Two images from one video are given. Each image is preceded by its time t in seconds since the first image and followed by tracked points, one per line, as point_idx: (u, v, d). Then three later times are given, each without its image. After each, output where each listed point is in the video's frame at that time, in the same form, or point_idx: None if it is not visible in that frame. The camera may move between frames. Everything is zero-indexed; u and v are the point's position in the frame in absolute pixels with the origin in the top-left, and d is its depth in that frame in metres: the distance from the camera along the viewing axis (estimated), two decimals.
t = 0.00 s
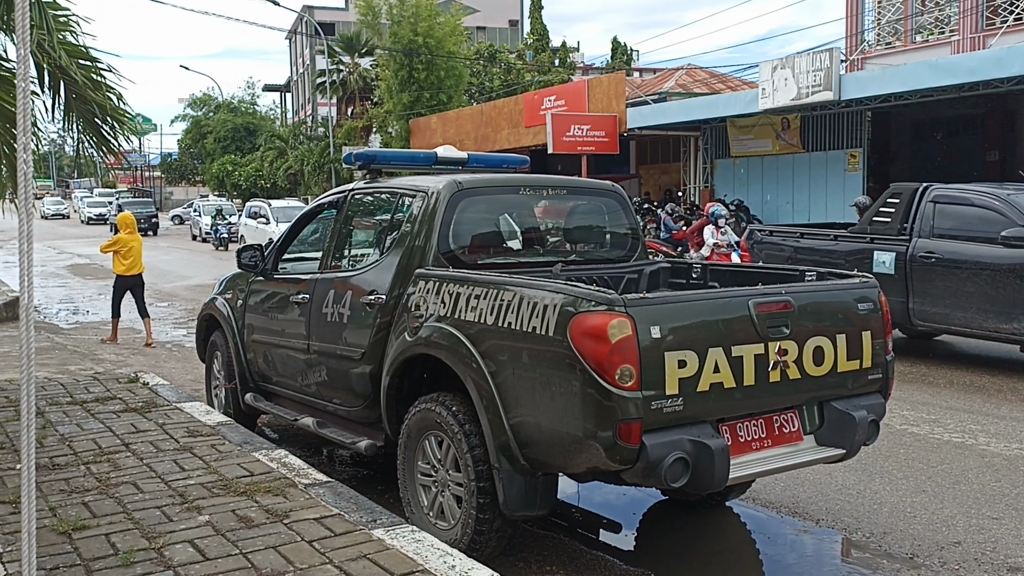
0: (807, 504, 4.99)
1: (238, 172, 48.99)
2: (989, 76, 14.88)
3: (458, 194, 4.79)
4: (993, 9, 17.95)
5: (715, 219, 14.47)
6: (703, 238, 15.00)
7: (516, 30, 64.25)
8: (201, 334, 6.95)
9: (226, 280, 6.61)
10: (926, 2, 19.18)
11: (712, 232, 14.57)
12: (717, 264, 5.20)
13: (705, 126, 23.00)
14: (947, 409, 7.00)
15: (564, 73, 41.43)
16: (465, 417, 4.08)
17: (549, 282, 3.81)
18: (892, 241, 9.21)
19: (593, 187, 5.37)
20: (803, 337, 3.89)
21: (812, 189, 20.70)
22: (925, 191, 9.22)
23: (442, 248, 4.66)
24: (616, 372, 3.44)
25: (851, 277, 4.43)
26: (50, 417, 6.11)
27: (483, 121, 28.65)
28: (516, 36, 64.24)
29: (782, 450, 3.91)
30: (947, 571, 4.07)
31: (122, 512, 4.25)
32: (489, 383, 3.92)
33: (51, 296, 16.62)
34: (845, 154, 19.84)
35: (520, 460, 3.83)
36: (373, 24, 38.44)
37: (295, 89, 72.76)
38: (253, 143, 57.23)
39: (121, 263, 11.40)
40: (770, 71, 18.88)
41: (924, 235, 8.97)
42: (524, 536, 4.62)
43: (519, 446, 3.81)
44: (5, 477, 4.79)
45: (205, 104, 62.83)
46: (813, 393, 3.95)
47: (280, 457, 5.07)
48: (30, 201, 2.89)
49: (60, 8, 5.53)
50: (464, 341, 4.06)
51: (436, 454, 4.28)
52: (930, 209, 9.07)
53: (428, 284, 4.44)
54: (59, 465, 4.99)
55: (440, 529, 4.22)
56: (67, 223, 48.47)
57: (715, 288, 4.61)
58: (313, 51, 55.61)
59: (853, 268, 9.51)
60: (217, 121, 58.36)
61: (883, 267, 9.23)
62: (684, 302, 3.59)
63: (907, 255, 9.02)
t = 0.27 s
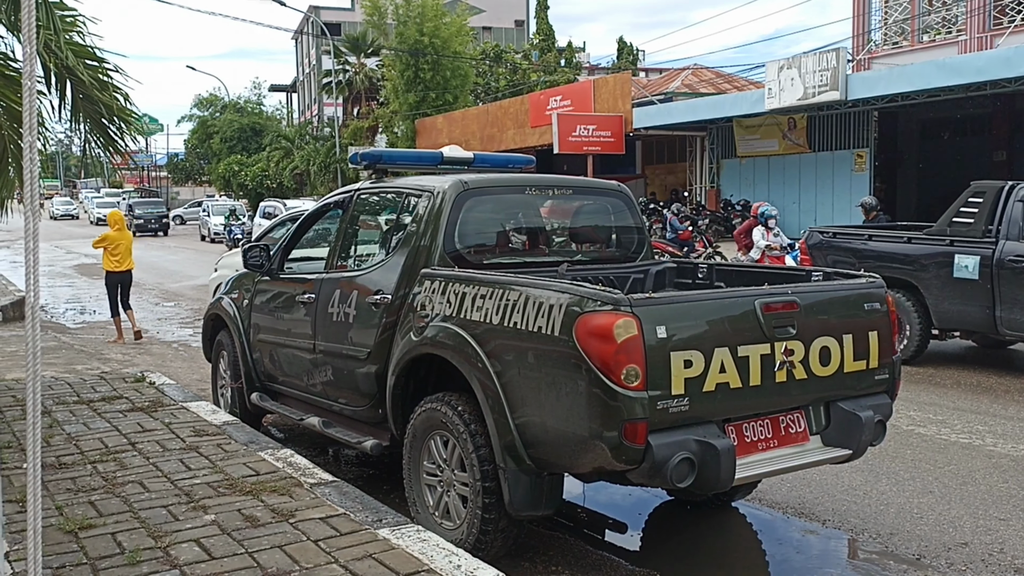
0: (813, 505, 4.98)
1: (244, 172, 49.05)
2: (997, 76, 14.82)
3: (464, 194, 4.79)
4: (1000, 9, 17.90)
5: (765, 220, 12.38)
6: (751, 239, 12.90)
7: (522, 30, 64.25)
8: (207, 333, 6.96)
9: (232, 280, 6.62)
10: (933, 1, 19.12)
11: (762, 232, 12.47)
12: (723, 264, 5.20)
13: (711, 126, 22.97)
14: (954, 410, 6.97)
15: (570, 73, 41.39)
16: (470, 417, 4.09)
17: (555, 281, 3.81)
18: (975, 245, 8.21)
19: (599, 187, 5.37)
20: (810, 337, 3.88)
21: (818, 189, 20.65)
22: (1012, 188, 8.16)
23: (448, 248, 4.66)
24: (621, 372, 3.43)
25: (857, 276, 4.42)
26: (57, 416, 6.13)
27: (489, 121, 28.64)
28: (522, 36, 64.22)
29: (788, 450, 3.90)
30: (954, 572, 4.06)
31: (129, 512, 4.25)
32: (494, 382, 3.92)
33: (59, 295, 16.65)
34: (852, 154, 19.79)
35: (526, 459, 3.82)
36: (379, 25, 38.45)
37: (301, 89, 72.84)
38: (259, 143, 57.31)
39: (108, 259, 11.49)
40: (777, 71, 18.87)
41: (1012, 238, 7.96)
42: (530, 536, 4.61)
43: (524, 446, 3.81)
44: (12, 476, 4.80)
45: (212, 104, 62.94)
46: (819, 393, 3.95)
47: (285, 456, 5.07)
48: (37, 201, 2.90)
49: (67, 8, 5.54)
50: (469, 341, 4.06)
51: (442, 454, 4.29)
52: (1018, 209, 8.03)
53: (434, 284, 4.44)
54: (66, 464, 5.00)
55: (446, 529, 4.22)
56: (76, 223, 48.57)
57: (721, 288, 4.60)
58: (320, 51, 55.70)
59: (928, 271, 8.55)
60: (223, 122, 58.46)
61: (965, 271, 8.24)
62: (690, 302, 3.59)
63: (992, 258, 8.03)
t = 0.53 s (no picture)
0: (816, 506, 4.97)
1: (247, 173, 49.05)
2: (1001, 76, 14.80)
3: (467, 194, 4.79)
4: (1004, 10, 17.87)
5: (818, 221, 11.27)
6: (803, 241, 11.85)
7: (525, 31, 64.24)
8: (210, 334, 6.97)
9: (234, 280, 6.62)
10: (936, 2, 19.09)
11: (815, 234, 11.39)
12: (726, 265, 5.20)
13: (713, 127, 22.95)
14: (957, 411, 6.96)
15: (573, 74, 41.39)
16: (472, 417, 4.08)
17: (557, 282, 3.81)
18: None
19: (601, 188, 5.36)
20: (812, 338, 3.88)
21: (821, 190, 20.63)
22: None
23: (450, 249, 4.66)
24: (624, 372, 3.43)
25: (861, 277, 4.41)
26: (60, 416, 6.13)
27: (492, 121, 28.63)
28: (525, 37, 64.24)
29: (791, 451, 3.90)
30: (958, 573, 4.05)
31: (131, 512, 4.25)
32: (496, 383, 3.92)
33: (62, 296, 16.65)
34: (856, 155, 19.77)
35: (528, 460, 3.82)
36: (382, 25, 38.46)
37: (304, 90, 72.89)
38: (262, 144, 57.35)
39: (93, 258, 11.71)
40: (779, 72, 18.86)
41: None
42: (532, 536, 4.61)
43: (527, 446, 3.81)
44: (15, 475, 4.80)
45: (215, 105, 63.00)
46: (822, 393, 3.94)
47: (288, 456, 5.08)
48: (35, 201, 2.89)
49: (71, 9, 5.54)
50: (472, 341, 4.06)
51: (444, 455, 4.28)
52: None
53: (436, 285, 4.44)
54: (69, 465, 5.00)
55: (448, 529, 4.22)
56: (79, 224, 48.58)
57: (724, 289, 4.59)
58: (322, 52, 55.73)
59: (1009, 277, 7.92)
60: (226, 123, 58.50)
61: None
62: (693, 303, 3.59)
63: None
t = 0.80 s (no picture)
0: (818, 507, 4.97)
1: (249, 173, 49.06)
2: (1003, 77, 14.79)
3: (469, 195, 4.79)
4: (1007, 11, 17.85)
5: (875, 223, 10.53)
6: (860, 245, 11.14)
7: (528, 32, 64.24)
8: (212, 334, 6.97)
9: (237, 281, 6.63)
10: (939, 3, 19.09)
11: (873, 237, 10.63)
12: (728, 266, 5.19)
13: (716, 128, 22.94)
14: (959, 412, 6.95)
15: (575, 75, 41.38)
16: (474, 418, 4.09)
17: (559, 283, 3.80)
18: None
19: (604, 189, 5.36)
20: (814, 339, 3.88)
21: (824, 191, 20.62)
22: None
23: (452, 250, 4.67)
24: (626, 373, 3.43)
25: (863, 278, 4.41)
26: (62, 417, 6.14)
27: (495, 122, 28.63)
28: (527, 38, 64.24)
29: (793, 452, 3.89)
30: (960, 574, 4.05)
31: (133, 512, 4.26)
32: (498, 384, 3.92)
33: (64, 298, 16.65)
34: (858, 156, 19.77)
35: (530, 461, 3.82)
36: (385, 27, 38.47)
37: (307, 91, 72.89)
38: (265, 145, 57.38)
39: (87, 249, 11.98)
40: (781, 74, 18.90)
41: None
42: (534, 538, 4.61)
43: (528, 447, 3.81)
44: (17, 476, 4.81)
45: (218, 106, 63.05)
46: (825, 395, 3.94)
47: (290, 457, 5.08)
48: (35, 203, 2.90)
49: (73, 11, 5.55)
50: (474, 342, 4.06)
51: (446, 456, 4.29)
52: None
53: (438, 285, 4.44)
54: (71, 465, 5.01)
55: (450, 530, 4.22)
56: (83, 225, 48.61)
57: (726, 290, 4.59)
58: (325, 53, 55.75)
59: None
60: (229, 123, 58.54)
61: None
62: (695, 304, 3.59)
63: None
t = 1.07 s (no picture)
0: (820, 508, 4.96)
1: (252, 174, 49.13)
2: (1006, 78, 14.77)
3: (471, 196, 4.78)
4: (1009, 12, 17.82)
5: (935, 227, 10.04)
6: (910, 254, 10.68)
7: (531, 33, 64.23)
8: (214, 336, 6.98)
9: (239, 282, 6.63)
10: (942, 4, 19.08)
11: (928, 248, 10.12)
12: (729, 266, 5.19)
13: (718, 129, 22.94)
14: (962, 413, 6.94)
15: (577, 76, 41.39)
16: (476, 419, 4.08)
17: (561, 284, 3.80)
18: None
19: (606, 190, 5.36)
20: (816, 340, 3.88)
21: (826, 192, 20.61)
22: None
23: (454, 250, 4.67)
24: (627, 374, 3.42)
25: (865, 279, 4.40)
26: (64, 418, 6.15)
27: (497, 123, 28.63)
28: (530, 39, 64.29)
29: (795, 453, 3.89)
30: None
31: (135, 513, 4.26)
32: (499, 385, 3.92)
33: (67, 298, 16.68)
34: (861, 157, 19.75)
35: (531, 462, 3.82)
36: (387, 28, 38.47)
37: (309, 92, 72.93)
38: (267, 146, 57.46)
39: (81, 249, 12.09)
40: (784, 74, 18.83)
41: None
42: (536, 538, 4.61)
43: (530, 448, 3.80)
44: (19, 476, 4.81)
45: (220, 107, 63.12)
46: (827, 396, 3.93)
47: (291, 458, 5.08)
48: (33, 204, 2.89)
49: (75, 12, 5.55)
50: (475, 343, 4.06)
51: (448, 456, 4.28)
52: None
53: (440, 286, 4.43)
54: (73, 466, 5.02)
55: (451, 531, 4.22)
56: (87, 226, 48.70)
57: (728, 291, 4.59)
58: (327, 54, 55.81)
59: None
60: (232, 125, 58.63)
61: None
62: (696, 304, 3.58)
63: None
